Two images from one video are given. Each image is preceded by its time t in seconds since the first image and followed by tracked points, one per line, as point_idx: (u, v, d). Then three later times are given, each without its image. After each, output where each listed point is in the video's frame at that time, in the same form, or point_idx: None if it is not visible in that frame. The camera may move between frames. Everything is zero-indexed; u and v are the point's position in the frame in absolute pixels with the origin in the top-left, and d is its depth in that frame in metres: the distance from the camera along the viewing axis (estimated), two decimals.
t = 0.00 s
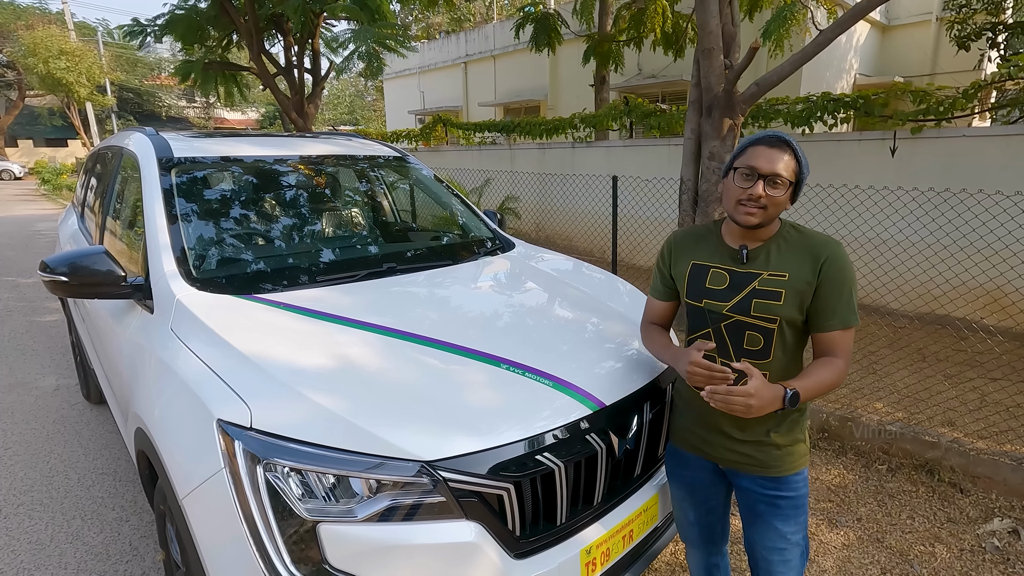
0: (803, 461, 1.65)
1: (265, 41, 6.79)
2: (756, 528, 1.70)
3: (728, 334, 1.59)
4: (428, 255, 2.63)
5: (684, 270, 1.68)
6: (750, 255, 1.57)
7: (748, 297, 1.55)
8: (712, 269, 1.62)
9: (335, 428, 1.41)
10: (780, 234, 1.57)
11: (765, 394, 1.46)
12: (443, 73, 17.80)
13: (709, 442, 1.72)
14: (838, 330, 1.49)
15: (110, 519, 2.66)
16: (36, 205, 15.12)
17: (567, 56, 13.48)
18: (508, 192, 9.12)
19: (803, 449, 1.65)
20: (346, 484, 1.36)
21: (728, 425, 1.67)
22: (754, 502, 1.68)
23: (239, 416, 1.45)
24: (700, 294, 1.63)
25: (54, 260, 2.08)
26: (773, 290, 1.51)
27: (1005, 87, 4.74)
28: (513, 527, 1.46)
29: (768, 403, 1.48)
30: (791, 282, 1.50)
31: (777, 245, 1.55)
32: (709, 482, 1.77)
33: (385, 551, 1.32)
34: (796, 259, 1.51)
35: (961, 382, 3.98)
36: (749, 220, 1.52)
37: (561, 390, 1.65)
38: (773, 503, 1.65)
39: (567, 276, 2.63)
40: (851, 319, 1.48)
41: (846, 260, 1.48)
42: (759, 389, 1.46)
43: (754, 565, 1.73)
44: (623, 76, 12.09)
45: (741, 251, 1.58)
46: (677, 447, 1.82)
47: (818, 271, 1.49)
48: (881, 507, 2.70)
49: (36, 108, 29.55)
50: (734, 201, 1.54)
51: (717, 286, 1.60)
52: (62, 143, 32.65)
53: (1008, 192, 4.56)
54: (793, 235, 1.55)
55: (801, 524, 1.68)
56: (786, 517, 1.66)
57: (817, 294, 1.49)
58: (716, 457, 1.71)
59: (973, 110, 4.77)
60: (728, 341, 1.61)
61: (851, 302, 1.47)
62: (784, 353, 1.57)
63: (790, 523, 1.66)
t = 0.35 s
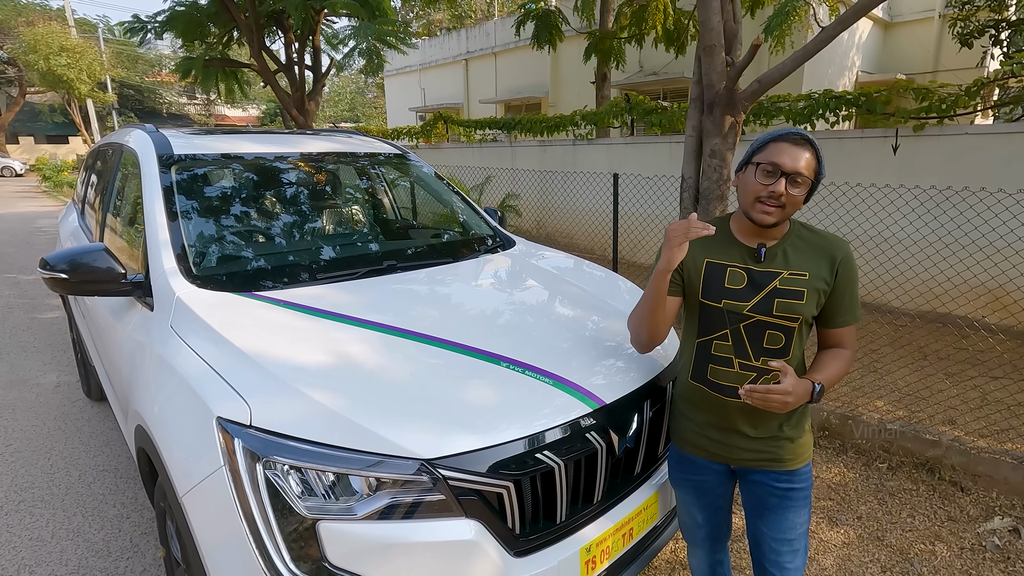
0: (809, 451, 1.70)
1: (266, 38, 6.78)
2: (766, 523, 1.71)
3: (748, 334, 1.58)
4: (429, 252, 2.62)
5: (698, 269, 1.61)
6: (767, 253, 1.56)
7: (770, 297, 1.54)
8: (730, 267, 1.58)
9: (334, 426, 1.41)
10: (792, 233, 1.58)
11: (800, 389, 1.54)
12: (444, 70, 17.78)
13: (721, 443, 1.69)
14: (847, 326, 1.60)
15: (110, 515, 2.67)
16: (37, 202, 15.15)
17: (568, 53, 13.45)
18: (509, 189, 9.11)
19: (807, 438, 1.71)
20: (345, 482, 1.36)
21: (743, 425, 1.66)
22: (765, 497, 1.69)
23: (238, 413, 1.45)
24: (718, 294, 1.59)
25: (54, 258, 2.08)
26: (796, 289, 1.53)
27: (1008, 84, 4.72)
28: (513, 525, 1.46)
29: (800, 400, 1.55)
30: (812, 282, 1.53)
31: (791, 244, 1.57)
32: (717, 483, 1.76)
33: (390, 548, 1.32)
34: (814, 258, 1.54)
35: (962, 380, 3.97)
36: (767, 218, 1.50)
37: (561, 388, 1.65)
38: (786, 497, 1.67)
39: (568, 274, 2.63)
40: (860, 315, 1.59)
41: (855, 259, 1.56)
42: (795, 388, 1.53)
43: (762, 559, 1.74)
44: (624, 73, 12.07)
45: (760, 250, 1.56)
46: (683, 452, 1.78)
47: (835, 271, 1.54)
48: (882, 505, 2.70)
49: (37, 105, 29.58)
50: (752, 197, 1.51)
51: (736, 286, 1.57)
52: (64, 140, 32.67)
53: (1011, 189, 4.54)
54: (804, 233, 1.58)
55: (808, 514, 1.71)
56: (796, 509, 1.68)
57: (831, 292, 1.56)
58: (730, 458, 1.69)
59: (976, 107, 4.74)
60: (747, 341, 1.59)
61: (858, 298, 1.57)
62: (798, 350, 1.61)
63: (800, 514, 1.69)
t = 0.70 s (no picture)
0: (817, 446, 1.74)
1: (266, 34, 6.76)
2: (775, 518, 1.72)
3: (768, 341, 1.56)
4: (429, 250, 2.62)
5: (717, 276, 1.55)
6: (786, 257, 1.55)
7: (789, 302, 1.54)
8: (749, 274, 1.55)
9: (334, 423, 1.41)
10: (808, 234, 1.58)
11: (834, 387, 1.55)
12: (445, 67, 17.75)
13: (734, 445, 1.69)
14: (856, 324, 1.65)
15: (111, 511, 2.67)
16: (38, 198, 15.16)
17: (569, 50, 13.43)
18: (510, 187, 9.10)
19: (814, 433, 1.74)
20: (345, 479, 1.36)
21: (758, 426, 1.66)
22: (775, 492, 1.70)
23: (239, 410, 1.45)
24: (738, 301, 1.55)
25: (54, 254, 2.07)
26: (815, 294, 1.54)
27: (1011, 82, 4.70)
28: (514, 522, 1.46)
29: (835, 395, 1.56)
30: (829, 285, 1.55)
31: (807, 246, 1.56)
32: (726, 482, 1.75)
33: (394, 545, 1.33)
34: (830, 261, 1.56)
35: (963, 379, 3.97)
36: (793, 226, 1.48)
37: (561, 385, 1.65)
38: (796, 492, 1.69)
39: (568, 271, 2.62)
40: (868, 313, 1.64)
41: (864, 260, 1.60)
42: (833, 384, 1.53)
43: (769, 554, 1.75)
44: (625, 69, 12.06)
45: (780, 256, 1.54)
46: (695, 454, 1.76)
47: (850, 273, 1.57)
48: (882, 503, 2.70)
49: (38, 102, 29.61)
50: (778, 203, 1.48)
51: (756, 292, 1.55)
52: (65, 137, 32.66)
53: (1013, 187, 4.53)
54: (818, 234, 1.58)
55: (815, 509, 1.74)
56: (805, 503, 1.70)
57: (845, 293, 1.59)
58: (745, 459, 1.69)
59: (978, 105, 4.73)
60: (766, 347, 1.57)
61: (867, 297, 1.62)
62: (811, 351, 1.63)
63: (808, 507, 1.71)
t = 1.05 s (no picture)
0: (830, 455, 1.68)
1: (266, 31, 6.75)
2: (783, 526, 1.69)
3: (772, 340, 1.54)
4: (430, 247, 2.62)
5: (719, 273, 1.57)
6: (792, 254, 1.53)
7: (794, 301, 1.51)
8: (753, 271, 1.54)
9: (333, 420, 1.41)
10: (820, 228, 1.54)
11: (802, 362, 1.45)
12: (446, 64, 17.72)
13: (742, 449, 1.67)
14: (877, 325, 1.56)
15: (112, 507, 2.67)
16: (38, 195, 15.17)
17: (571, 47, 13.40)
18: (510, 183, 9.09)
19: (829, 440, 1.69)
20: (345, 475, 1.36)
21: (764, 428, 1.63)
22: (784, 501, 1.67)
23: (238, 406, 1.45)
24: (740, 298, 1.55)
25: (54, 249, 2.07)
26: (823, 293, 1.50)
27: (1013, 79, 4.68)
28: (513, 519, 1.46)
29: (801, 367, 1.45)
30: (840, 284, 1.50)
31: (817, 242, 1.53)
32: (730, 486, 1.74)
33: (394, 543, 1.33)
34: (841, 259, 1.51)
35: (964, 376, 3.97)
36: (799, 215, 1.46)
37: (562, 382, 1.64)
38: (807, 501, 1.65)
39: (569, 268, 2.62)
40: (892, 314, 1.54)
41: (885, 259, 1.51)
42: (794, 351, 1.44)
43: (777, 562, 1.73)
44: (626, 66, 12.04)
45: (785, 251, 1.52)
46: (701, 457, 1.75)
47: (865, 272, 1.50)
48: (882, 500, 2.70)
49: (38, 98, 29.58)
50: (779, 196, 1.47)
51: (759, 290, 1.53)
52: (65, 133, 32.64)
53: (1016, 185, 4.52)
54: (831, 231, 1.54)
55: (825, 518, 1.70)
56: (816, 513, 1.67)
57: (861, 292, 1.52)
58: (749, 463, 1.67)
59: (980, 102, 4.73)
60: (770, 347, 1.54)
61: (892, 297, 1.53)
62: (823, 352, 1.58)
63: (819, 518, 1.67)
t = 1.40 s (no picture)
0: (829, 462, 1.60)
1: (266, 27, 6.73)
2: (776, 531, 1.65)
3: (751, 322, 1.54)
4: (430, 242, 2.61)
5: (709, 255, 1.64)
6: (779, 239, 1.52)
7: (774, 284, 1.49)
8: (739, 254, 1.57)
9: (334, 414, 1.40)
10: (814, 219, 1.51)
11: (764, 351, 1.43)
12: (447, 60, 17.68)
13: (732, 441, 1.68)
14: (879, 323, 1.42)
15: (112, 503, 2.67)
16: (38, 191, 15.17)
17: (571, 43, 13.37)
18: (511, 180, 9.07)
19: (828, 446, 1.59)
20: (345, 470, 1.35)
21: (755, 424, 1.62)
22: (773, 506, 1.64)
23: (238, 401, 1.44)
24: (725, 279, 1.59)
25: (53, 244, 2.06)
26: (803, 277, 1.46)
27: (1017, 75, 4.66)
28: (514, 514, 1.45)
29: (765, 358, 1.43)
30: (822, 269, 1.45)
31: (808, 230, 1.51)
32: (725, 481, 1.74)
33: (391, 537, 1.32)
34: (829, 246, 1.46)
35: (966, 373, 3.96)
36: (775, 199, 1.47)
37: (563, 377, 1.63)
38: (799, 507, 1.60)
39: (570, 264, 2.61)
40: (895, 310, 1.39)
41: (883, 249, 1.41)
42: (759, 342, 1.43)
43: (771, 565, 1.69)
44: (627, 62, 12.01)
45: (771, 237, 1.53)
46: (697, 447, 1.78)
47: (853, 260, 1.42)
48: (883, 497, 2.69)
49: (38, 95, 29.53)
50: (758, 181, 1.50)
51: (743, 272, 1.55)
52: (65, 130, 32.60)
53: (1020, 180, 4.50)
54: (828, 220, 1.50)
55: (825, 526, 1.63)
56: (812, 522, 1.60)
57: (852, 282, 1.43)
58: (736, 456, 1.67)
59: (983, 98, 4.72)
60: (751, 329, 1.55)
61: (893, 290, 1.39)
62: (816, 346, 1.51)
63: (816, 527, 1.61)
